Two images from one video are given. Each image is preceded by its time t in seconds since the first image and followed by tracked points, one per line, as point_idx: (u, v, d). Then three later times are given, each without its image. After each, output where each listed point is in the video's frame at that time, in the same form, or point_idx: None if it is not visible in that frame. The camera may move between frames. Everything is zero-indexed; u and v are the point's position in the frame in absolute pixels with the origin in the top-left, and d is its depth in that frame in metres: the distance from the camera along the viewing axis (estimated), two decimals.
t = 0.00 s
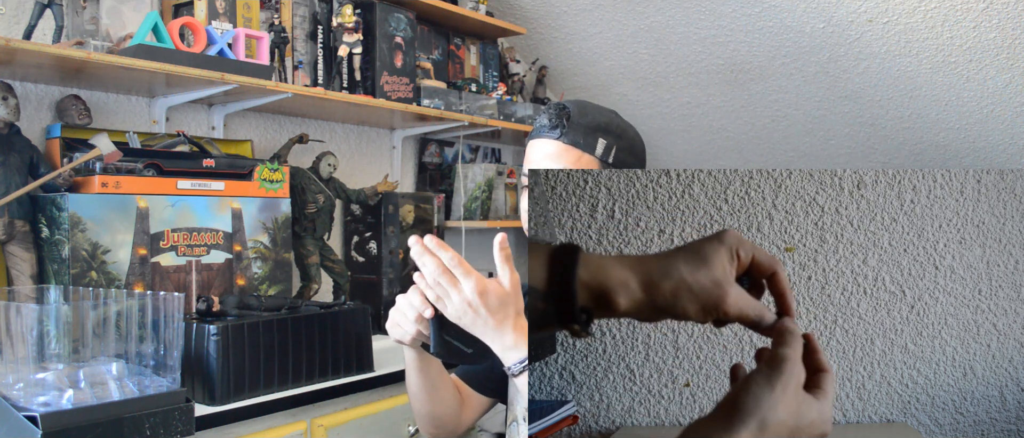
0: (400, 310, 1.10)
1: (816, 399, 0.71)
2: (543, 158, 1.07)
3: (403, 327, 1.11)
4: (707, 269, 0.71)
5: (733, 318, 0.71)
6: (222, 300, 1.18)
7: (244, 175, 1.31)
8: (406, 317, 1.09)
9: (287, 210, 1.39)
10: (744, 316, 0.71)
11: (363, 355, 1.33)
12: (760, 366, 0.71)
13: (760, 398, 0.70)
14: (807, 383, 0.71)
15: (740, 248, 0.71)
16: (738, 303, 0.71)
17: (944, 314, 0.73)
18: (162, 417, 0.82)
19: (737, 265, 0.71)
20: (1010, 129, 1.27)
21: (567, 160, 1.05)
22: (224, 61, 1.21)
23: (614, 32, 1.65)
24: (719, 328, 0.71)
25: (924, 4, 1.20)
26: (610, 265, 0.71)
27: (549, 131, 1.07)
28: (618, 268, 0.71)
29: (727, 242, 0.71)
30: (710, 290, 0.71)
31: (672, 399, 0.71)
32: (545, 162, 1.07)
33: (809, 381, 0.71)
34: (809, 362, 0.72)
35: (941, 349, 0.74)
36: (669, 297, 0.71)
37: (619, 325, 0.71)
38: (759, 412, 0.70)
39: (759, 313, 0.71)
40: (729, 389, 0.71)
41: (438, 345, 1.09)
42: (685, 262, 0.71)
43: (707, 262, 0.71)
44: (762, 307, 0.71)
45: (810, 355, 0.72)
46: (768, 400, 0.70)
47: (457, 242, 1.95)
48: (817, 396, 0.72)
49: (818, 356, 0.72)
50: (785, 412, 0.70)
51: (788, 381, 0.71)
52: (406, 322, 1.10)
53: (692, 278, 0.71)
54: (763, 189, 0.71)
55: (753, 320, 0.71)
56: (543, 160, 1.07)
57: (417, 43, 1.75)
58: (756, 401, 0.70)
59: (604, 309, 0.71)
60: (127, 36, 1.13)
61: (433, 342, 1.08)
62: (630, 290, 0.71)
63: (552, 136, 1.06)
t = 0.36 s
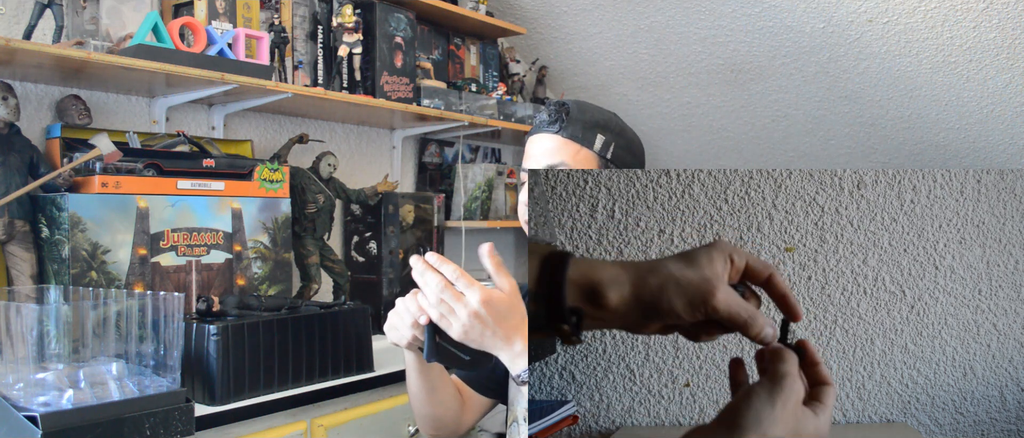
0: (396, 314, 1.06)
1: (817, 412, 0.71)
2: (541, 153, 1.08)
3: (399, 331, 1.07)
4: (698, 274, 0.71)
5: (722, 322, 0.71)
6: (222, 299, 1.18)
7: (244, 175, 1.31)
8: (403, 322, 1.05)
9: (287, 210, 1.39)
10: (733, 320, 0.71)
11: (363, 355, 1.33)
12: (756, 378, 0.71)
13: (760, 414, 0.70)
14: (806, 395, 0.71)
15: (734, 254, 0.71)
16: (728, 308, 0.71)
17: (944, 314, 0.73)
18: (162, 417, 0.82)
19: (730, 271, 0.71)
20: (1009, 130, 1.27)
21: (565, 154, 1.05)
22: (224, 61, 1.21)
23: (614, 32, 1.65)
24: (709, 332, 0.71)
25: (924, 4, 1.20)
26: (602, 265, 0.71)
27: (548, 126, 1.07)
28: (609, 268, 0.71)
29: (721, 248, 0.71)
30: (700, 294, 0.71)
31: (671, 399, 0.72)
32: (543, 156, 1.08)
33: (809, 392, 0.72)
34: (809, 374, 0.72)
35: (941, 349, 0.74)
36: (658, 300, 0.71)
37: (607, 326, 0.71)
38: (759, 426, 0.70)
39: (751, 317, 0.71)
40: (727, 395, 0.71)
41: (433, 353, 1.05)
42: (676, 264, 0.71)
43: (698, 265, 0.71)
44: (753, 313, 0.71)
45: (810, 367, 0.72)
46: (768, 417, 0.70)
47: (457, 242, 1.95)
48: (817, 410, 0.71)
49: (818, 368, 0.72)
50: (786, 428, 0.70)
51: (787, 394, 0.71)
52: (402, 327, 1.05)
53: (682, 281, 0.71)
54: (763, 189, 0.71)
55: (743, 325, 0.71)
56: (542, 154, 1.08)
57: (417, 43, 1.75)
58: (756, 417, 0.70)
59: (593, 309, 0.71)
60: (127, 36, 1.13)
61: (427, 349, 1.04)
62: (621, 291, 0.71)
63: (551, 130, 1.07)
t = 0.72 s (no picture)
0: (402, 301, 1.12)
1: (815, 417, 0.71)
2: (541, 153, 1.07)
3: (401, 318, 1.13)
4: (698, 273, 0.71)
5: (720, 321, 0.71)
6: (222, 299, 1.18)
7: (244, 175, 1.31)
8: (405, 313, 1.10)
9: (287, 210, 1.39)
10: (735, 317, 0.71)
11: (363, 356, 1.33)
12: (757, 380, 0.71)
13: (750, 423, 0.71)
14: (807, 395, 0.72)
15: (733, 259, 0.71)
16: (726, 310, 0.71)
17: (944, 314, 0.73)
18: (162, 417, 0.82)
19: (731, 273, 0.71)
20: (1009, 129, 1.27)
21: (566, 154, 1.05)
22: (224, 61, 1.21)
23: (614, 32, 1.65)
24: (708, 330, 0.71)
25: (924, 4, 1.21)
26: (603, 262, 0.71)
27: (548, 127, 1.07)
28: (608, 262, 0.71)
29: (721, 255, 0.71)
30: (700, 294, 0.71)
31: (671, 399, 0.72)
32: (543, 156, 1.07)
33: (811, 393, 0.72)
34: (812, 371, 0.72)
35: (941, 349, 0.74)
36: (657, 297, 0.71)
37: (606, 321, 0.71)
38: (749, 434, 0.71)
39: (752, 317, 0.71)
40: (726, 394, 0.71)
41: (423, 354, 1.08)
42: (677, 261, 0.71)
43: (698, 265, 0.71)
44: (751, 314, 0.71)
45: (814, 364, 0.72)
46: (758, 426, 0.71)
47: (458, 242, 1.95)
48: (814, 413, 0.71)
49: (822, 366, 0.72)
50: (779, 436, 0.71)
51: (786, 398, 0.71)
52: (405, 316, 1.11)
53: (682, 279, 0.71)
54: (763, 189, 0.71)
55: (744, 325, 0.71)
56: (542, 154, 1.07)
57: (417, 43, 1.75)
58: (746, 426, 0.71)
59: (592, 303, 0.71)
60: (127, 36, 1.13)
61: (418, 349, 1.08)
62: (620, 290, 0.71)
63: (551, 130, 1.07)
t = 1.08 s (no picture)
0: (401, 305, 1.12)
1: (822, 432, 0.71)
2: (540, 154, 1.08)
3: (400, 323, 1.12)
4: (702, 284, 0.71)
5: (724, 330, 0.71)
6: (222, 299, 1.18)
7: (244, 175, 1.31)
8: (405, 317, 1.10)
9: (287, 210, 1.39)
10: (741, 328, 0.71)
11: (363, 356, 1.33)
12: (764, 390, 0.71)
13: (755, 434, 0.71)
14: (816, 410, 0.72)
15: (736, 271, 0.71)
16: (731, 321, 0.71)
17: (944, 314, 0.73)
18: (162, 417, 0.82)
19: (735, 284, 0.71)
20: (1009, 129, 1.27)
21: (565, 155, 1.06)
22: (224, 61, 1.21)
23: (614, 32, 1.65)
24: (714, 341, 0.71)
25: (924, 4, 1.21)
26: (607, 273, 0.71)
27: (546, 126, 1.08)
28: (613, 274, 0.71)
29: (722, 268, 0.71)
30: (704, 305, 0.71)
31: (671, 399, 0.72)
32: (542, 157, 1.08)
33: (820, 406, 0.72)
34: (823, 386, 0.72)
35: (941, 349, 0.74)
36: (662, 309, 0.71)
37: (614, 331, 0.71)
38: None
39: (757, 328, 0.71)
40: (726, 395, 0.71)
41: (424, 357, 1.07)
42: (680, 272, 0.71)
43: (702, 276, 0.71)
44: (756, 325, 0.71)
45: (826, 379, 0.72)
46: None
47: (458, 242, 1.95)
48: (823, 427, 0.71)
49: (834, 381, 0.72)
50: None
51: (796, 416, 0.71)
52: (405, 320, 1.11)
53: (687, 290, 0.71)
54: (763, 189, 0.71)
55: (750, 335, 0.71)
56: (541, 154, 1.08)
57: (417, 43, 1.75)
58: None
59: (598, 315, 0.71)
60: (127, 36, 1.13)
61: (418, 352, 1.07)
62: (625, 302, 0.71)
63: (549, 130, 1.07)
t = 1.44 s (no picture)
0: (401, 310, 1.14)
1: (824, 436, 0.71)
2: (539, 154, 1.08)
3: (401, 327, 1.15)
4: (692, 304, 0.71)
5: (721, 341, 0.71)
6: (222, 299, 1.18)
7: (244, 175, 1.31)
8: (405, 321, 1.13)
9: (287, 210, 1.39)
10: (737, 339, 0.71)
11: (363, 356, 1.33)
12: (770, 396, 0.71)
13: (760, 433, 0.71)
14: (817, 417, 0.71)
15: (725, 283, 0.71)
16: (725, 338, 0.71)
17: (944, 314, 0.73)
18: (162, 417, 0.82)
19: (726, 296, 0.71)
20: (1009, 129, 1.27)
21: (563, 155, 1.05)
22: (224, 61, 1.21)
23: (614, 32, 1.65)
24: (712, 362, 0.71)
25: (924, 4, 1.23)
26: (598, 303, 0.71)
27: (544, 126, 1.09)
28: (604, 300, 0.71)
29: (713, 276, 0.71)
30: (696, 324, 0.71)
31: (672, 399, 0.72)
32: (541, 157, 1.08)
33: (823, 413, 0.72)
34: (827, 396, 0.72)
35: (941, 349, 0.74)
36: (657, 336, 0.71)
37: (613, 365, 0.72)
38: None
39: (751, 343, 0.71)
40: (726, 396, 0.71)
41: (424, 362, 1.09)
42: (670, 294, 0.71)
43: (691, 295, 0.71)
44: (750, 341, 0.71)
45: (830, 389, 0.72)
46: None
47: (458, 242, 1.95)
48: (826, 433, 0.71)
49: (831, 387, 0.72)
50: None
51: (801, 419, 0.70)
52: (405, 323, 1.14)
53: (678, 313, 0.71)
54: (763, 189, 0.72)
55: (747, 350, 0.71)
56: (541, 154, 1.08)
57: (417, 43, 1.75)
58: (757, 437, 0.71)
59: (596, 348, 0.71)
60: (127, 36, 1.13)
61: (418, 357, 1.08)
62: (617, 333, 0.71)
63: (547, 130, 1.08)
